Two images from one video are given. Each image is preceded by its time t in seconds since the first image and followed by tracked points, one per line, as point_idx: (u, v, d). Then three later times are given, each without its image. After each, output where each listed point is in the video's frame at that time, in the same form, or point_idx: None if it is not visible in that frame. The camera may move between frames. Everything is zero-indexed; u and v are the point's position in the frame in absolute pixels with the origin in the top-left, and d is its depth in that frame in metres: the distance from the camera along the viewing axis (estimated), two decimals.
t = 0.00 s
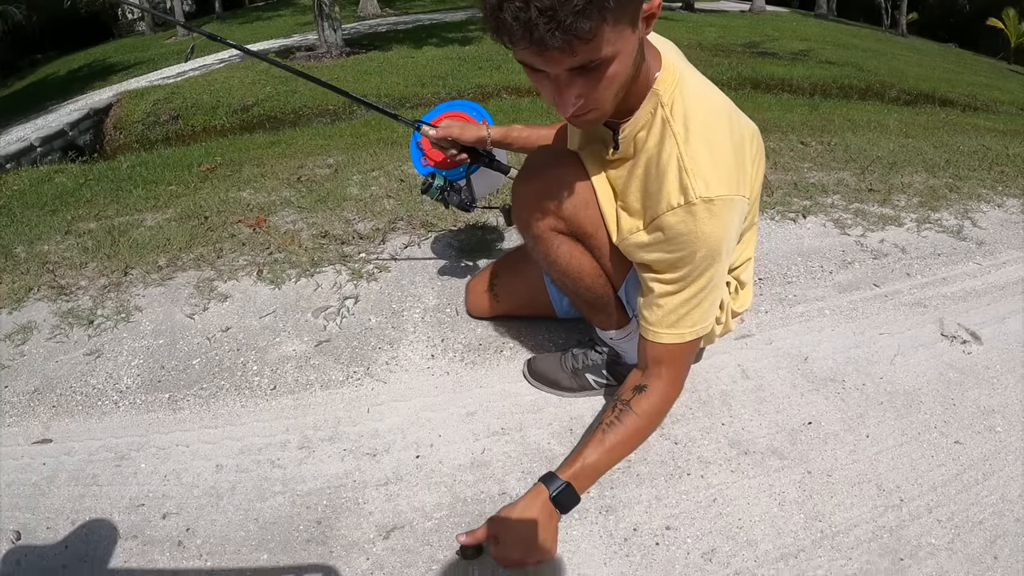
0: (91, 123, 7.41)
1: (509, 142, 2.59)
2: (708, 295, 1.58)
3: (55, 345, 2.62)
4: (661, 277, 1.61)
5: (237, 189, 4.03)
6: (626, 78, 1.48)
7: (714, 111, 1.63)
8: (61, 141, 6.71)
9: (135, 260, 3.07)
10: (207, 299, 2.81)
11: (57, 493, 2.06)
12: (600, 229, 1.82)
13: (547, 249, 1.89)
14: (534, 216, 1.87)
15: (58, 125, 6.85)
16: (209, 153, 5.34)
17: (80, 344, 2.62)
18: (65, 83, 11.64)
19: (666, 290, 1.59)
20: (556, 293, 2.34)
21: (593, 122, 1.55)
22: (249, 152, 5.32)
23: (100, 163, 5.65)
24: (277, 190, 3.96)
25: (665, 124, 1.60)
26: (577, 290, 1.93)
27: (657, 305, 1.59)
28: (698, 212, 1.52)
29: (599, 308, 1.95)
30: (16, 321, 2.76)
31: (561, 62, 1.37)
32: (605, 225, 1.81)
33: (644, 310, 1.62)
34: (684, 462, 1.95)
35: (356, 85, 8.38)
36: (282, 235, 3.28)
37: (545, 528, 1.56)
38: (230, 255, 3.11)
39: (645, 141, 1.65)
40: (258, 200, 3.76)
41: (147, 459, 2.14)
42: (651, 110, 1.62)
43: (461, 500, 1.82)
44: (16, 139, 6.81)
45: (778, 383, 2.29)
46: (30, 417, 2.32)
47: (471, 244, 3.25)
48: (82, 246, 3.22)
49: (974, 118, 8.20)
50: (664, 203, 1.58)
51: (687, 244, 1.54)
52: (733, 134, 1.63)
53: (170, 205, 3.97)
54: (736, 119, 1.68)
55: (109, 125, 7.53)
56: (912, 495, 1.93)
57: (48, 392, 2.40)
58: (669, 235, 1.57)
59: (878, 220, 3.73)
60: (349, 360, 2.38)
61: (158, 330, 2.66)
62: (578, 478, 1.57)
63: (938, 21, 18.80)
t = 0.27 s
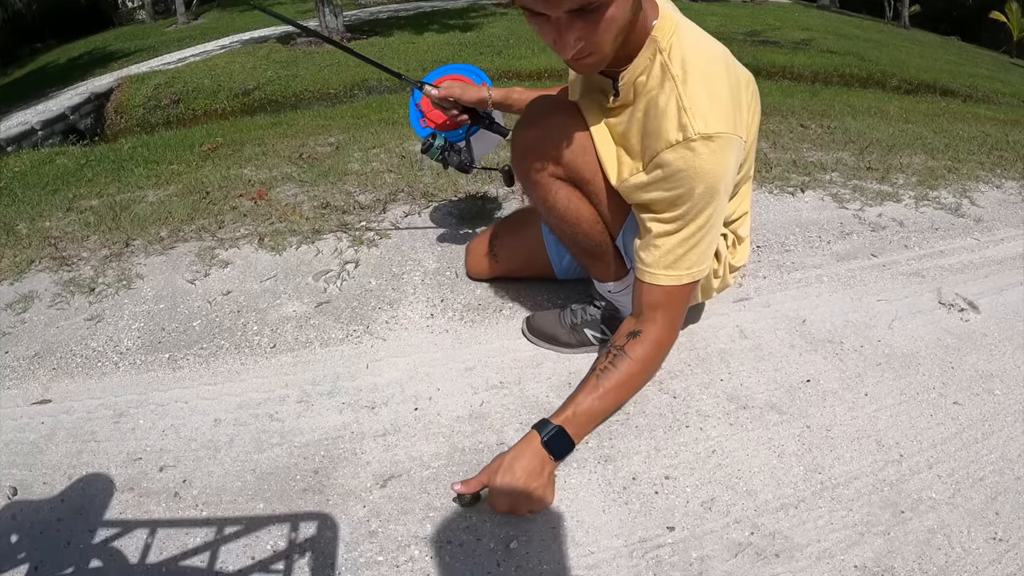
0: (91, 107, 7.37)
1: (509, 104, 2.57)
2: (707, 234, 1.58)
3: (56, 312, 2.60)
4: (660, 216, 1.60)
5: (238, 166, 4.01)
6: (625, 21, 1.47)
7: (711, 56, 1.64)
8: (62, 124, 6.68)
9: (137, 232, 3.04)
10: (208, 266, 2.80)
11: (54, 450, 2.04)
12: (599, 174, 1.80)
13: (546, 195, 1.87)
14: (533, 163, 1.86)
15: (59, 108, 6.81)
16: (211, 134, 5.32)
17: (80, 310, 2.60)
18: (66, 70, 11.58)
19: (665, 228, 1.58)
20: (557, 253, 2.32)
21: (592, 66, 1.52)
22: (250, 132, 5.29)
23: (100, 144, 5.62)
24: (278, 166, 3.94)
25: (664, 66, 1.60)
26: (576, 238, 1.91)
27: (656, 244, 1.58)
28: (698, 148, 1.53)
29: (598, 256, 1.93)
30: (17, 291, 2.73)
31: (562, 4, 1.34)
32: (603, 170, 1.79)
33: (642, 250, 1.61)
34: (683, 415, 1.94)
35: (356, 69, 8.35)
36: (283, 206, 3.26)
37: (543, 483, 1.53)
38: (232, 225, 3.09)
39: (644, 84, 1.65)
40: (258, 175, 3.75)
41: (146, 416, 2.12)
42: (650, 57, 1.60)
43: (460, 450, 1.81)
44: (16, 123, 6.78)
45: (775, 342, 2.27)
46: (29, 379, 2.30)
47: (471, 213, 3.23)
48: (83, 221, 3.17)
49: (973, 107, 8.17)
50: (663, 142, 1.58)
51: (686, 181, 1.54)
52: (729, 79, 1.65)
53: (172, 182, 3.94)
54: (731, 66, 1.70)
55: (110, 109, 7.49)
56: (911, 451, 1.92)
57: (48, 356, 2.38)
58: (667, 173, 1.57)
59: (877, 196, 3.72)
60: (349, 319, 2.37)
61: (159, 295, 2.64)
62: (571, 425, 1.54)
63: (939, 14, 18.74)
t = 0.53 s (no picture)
0: (91, 95, 7.33)
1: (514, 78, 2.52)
2: (713, 195, 1.56)
3: (58, 289, 2.58)
4: (666, 178, 1.59)
5: (240, 150, 3.99)
6: None
7: (717, 22, 1.63)
8: (62, 112, 6.65)
9: (139, 212, 3.02)
10: (211, 243, 2.79)
11: (56, 420, 2.02)
12: (604, 138, 1.79)
13: (552, 159, 1.86)
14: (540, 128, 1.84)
15: (59, 96, 6.78)
16: (212, 120, 5.29)
17: (83, 286, 2.58)
18: (64, 61, 11.52)
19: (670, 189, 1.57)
20: (561, 223, 2.32)
21: (597, 32, 1.50)
22: (251, 118, 5.27)
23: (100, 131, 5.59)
24: (280, 149, 3.93)
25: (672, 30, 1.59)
26: (582, 204, 1.91)
27: (662, 205, 1.57)
28: (704, 109, 1.51)
29: (603, 222, 1.93)
30: (19, 270, 2.71)
31: None
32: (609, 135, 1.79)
33: (647, 211, 1.59)
34: (686, 382, 1.94)
35: (356, 57, 8.32)
36: (285, 186, 3.25)
37: (544, 461, 1.58)
38: (235, 204, 3.08)
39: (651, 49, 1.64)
40: (260, 157, 3.73)
41: (148, 385, 2.11)
42: (657, 24, 1.60)
43: (464, 415, 1.81)
44: (16, 111, 6.73)
45: (776, 314, 2.27)
46: (31, 353, 2.28)
47: (474, 191, 3.23)
48: (85, 203, 3.14)
49: (973, 100, 8.16)
50: (669, 104, 1.56)
51: (691, 141, 1.53)
52: (735, 45, 1.64)
53: (174, 165, 3.93)
54: (737, 34, 1.69)
55: (110, 97, 7.45)
56: (913, 420, 1.92)
57: (50, 330, 2.37)
58: (673, 134, 1.55)
59: (877, 180, 3.71)
60: (353, 291, 2.36)
61: (161, 271, 2.63)
62: (577, 384, 1.56)
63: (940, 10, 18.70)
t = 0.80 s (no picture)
0: (89, 82, 7.26)
1: (521, 49, 2.52)
2: (723, 152, 1.54)
3: (59, 265, 2.55)
4: (676, 135, 1.57)
5: (241, 131, 3.96)
6: None
7: None
8: (59, 99, 6.58)
9: (140, 191, 2.99)
10: (214, 218, 2.76)
11: (57, 389, 1.97)
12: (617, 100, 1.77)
13: (563, 121, 1.83)
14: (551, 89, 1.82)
15: (56, 83, 6.71)
16: (211, 105, 5.25)
17: (85, 262, 2.55)
18: (60, 51, 11.42)
19: (681, 146, 1.55)
20: (569, 194, 2.30)
21: None
22: (250, 102, 5.23)
23: (99, 117, 5.53)
24: (281, 130, 3.90)
25: None
26: (593, 167, 1.89)
27: (672, 162, 1.55)
28: (716, 65, 1.49)
29: (614, 186, 1.92)
30: (19, 248, 2.67)
31: None
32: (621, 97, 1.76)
33: (657, 168, 1.58)
34: (696, 347, 1.93)
35: (354, 45, 8.27)
36: (288, 164, 3.22)
37: (558, 417, 1.61)
38: (238, 181, 3.05)
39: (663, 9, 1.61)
40: (262, 138, 3.70)
41: (152, 353, 2.07)
42: None
43: (474, 379, 1.80)
44: (12, 98, 6.66)
45: (784, 285, 2.26)
46: (33, 326, 2.25)
47: (478, 167, 3.20)
48: (84, 183, 3.10)
49: (970, 91, 8.15)
50: (681, 61, 1.54)
51: (703, 98, 1.51)
52: (747, 5, 1.62)
53: (174, 147, 3.89)
54: None
55: (107, 85, 7.38)
56: (922, 387, 1.91)
57: (52, 304, 2.34)
58: (685, 91, 1.53)
59: (879, 162, 3.70)
60: (359, 261, 2.34)
61: (164, 245, 2.60)
62: (590, 340, 1.57)
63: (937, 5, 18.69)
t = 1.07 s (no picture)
0: (84, 82, 7.22)
1: (523, 36, 2.54)
2: (730, 131, 1.53)
3: (60, 258, 2.53)
4: (683, 115, 1.56)
5: (240, 127, 3.94)
6: None
7: None
8: (55, 99, 6.54)
9: (140, 185, 2.97)
10: (216, 210, 2.74)
11: (61, 380, 1.96)
12: (625, 82, 1.77)
13: (570, 103, 1.82)
14: (558, 71, 1.81)
15: (51, 82, 6.67)
16: (209, 102, 5.22)
17: (86, 255, 2.53)
18: (54, 52, 11.36)
19: (688, 125, 1.54)
20: (574, 180, 2.28)
21: None
22: (247, 99, 5.21)
23: (95, 115, 5.50)
24: (281, 125, 3.88)
25: None
26: (601, 151, 1.89)
27: (680, 141, 1.54)
28: (721, 45, 1.49)
29: (622, 169, 1.92)
30: (19, 242, 2.65)
31: None
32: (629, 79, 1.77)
33: (665, 148, 1.57)
34: (704, 329, 1.92)
35: (350, 43, 8.25)
36: (288, 157, 3.20)
37: (574, 396, 1.61)
38: (238, 174, 3.04)
39: None
40: (261, 133, 3.68)
41: (156, 343, 2.06)
42: None
43: (483, 363, 1.79)
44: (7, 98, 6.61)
45: (789, 269, 2.26)
46: (35, 319, 2.23)
47: (480, 157, 3.20)
48: (83, 179, 3.07)
49: (965, 85, 8.18)
50: (686, 41, 1.54)
51: (709, 77, 1.50)
52: None
53: (173, 143, 3.87)
54: None
55: (103, 84, 7.34)
56: (928, 366, 1.91)
57: (54, 297, 2.32)
58: (691, 70, 1.53)
59: (877, 152, 3.71)
60: (364, 250, 2.33)
61: (167, 237, 2.59)
62: (604, 319, 1.57)
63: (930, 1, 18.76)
